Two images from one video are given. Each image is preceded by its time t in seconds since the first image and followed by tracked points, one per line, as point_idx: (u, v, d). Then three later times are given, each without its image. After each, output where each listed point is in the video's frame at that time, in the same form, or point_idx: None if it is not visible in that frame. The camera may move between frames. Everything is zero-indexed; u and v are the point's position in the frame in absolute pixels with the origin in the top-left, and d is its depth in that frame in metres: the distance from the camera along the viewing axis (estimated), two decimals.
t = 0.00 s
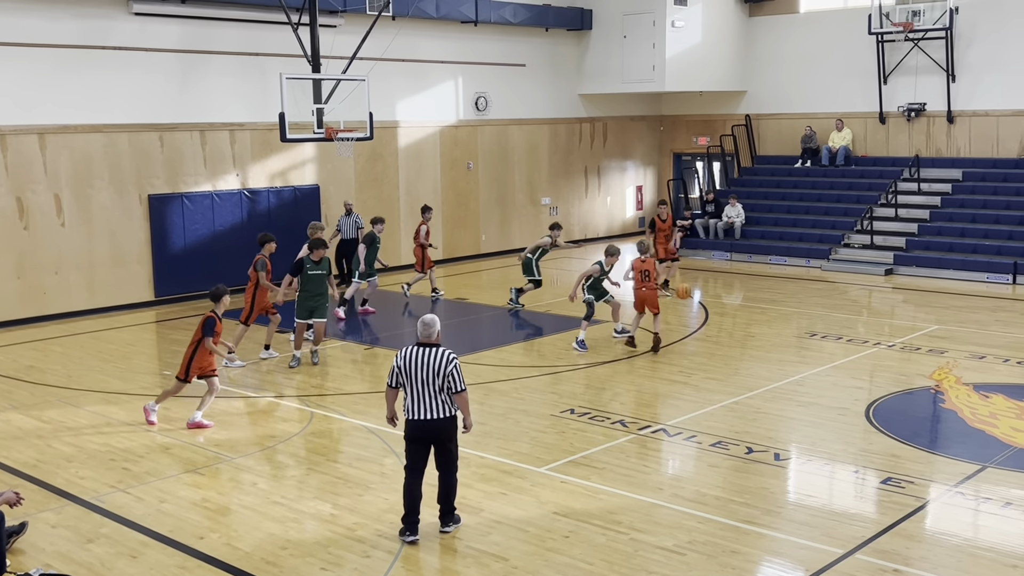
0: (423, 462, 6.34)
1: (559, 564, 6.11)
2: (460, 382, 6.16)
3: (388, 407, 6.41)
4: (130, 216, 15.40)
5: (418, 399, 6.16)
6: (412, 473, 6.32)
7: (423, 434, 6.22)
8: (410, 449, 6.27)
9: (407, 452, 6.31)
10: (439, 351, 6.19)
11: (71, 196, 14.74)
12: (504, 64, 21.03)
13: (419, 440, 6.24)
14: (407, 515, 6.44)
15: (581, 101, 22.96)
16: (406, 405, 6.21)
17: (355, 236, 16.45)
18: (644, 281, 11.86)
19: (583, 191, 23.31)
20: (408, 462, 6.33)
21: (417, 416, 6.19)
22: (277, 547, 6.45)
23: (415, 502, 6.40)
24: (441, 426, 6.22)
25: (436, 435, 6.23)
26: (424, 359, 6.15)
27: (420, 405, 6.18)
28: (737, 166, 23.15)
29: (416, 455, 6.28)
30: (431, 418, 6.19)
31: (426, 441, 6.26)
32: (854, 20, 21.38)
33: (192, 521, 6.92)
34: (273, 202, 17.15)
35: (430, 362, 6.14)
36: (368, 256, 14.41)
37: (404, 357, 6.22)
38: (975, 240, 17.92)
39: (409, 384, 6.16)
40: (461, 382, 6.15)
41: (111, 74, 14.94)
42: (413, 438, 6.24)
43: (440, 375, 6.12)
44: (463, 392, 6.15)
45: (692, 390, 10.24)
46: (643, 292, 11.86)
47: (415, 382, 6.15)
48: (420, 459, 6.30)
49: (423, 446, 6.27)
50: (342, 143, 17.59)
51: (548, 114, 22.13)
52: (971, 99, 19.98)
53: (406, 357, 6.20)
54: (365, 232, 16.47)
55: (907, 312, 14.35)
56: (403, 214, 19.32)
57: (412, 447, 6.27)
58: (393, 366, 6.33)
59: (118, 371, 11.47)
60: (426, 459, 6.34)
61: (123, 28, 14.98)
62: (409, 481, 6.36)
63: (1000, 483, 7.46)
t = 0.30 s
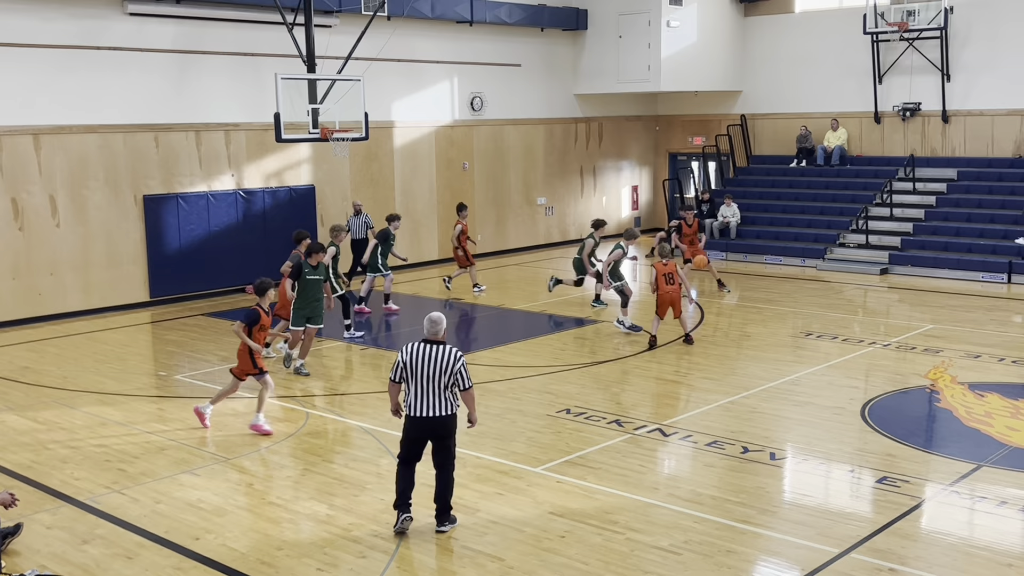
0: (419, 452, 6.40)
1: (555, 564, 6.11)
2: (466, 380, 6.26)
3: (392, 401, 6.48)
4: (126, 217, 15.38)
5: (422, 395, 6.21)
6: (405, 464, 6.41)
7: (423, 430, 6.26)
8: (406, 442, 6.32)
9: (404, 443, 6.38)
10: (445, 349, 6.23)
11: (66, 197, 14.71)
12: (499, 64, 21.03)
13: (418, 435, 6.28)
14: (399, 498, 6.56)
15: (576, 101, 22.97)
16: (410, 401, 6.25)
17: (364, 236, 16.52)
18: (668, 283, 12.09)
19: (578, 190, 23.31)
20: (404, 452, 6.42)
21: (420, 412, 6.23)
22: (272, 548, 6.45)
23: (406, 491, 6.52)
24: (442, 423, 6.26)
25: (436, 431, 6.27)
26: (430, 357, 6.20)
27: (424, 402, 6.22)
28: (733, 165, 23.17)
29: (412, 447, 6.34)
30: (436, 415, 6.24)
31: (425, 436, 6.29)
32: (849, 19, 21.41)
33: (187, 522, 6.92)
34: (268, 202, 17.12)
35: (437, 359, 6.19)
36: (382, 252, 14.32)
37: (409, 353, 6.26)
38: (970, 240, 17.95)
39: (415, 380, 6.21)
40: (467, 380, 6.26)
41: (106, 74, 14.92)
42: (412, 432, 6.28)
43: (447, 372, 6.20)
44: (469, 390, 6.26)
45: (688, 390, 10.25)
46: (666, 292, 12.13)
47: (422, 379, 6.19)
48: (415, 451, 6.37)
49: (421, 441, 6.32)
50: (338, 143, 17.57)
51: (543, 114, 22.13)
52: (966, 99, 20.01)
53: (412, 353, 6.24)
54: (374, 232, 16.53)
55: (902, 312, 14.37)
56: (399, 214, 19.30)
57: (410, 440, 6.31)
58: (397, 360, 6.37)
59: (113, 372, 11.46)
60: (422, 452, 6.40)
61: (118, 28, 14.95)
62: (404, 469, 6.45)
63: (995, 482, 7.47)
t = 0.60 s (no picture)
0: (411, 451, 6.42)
1: (552, 563, 6.11)
2: (457, 378, 6.26)
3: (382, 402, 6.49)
4: (122, 217, 15.35)
5: (414, 393, 6.22)
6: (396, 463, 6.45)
7: (416, 428, 6.28)
8: (399, 441, 6.35)
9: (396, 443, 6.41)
10: (435, 348, 6.22)
11: (62, 196, 14.68)
12: (496, 63, 21.02)
13: (411, 434, 6.30)
14: (389, 503, 6.69)
15: (573, 100, 22.97)
16: (402, 400, 6.26)
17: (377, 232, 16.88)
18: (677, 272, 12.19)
19: (575, 190, 23.31)
20: (396, 452, 6.44)
21: (412, 411, 6.25)
22: (270, 547, 6.44)
23: (397, 492, 6.59)
24: (435, 420, 6.29)
25: (429, 429, 6.29)
26: (421, 356, 6.19)
27: (416, 401, 6.24)
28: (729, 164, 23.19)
29: (404, 446, 6.37)
30: (429, 413, 6.26)
31: (417, 435, 6.31)
32: (845, 18, 21.43)
33: (184, 522, 6.91)
34: (265, 201, 17.10)
35: (429, 358, 6.19)
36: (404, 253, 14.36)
37: (399, 353, 6.25)
38: (966, 238, 17.97)
39: (405, 379, 6.22)
40: (458, 378, 6.25)
41: (102, 73, 14.89)
42: (404, 431, 6.29)
43: (438, 371, 6.20)
44: (459, 388, 6.27)
45: (685, 388, 10.25)
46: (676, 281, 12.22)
47: (414, 378, 6.19)
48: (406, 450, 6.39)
49: (414, 440, 6.34)
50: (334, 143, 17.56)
51: (540, 113, 22.12)
52: (962, 97, 20.04)
53: (403, 353, 6.23)
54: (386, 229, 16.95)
55: (898, 310, 14.38)
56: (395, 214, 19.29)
57: (402, 439, 6.34)
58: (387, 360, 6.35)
59: (109, 372, 11.44)
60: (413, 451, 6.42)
61: (113, 27, 14.93)
62: (398, 468, 6.51)
63: (992, 481, 7.48)
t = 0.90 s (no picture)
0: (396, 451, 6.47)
1: (550, 561, 6.11)
2: (437, 373, 6.37)
3: (360, 400, 6.53)
4: (119, 216, 15.34)
5: (399, 392, 6.26)
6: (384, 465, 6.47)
7: (403, 427, 6.32)
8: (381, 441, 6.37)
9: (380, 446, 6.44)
10: (414, 346, 6.31)
11: (58, 195, 14.67)
12: (493, 62, 21.01)
13: (398, 434, 6.34)
14: (383, 504, 6.70)
15: (570, 99, 22.97)
16: (387, 400, 6.28)
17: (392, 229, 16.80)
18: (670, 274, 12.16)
19: (573, 189, 23.30)
20: (381, 454, 6.47)
21: (398, 410, 6.29)
22: (267, 547, 6.43)
23: (390, 492, 6.62)
24: (421, 417, 6.36)
25: (416, 426, 6.35)
26: (402, 355, 6.26)
27: (401, 399, 6.27)
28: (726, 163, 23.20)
29: (387, 447, 6.39)
30: (413, 410, 6.31)
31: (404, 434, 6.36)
32: (842, 17, 21.44)
33: (181, 521, 6.90)
34: (262, 200, 17.11)
35: (410, 356, 6.27)
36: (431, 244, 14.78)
37: (379, 354, 6.28)
38: (963, 237, 17.97)
39: (386, 378, 6.26)
40: (438, 373, 6.37)
41: (98, 73, 14.86)
42: (392, 432, 6.32)
43: (420, 367, 6.28)
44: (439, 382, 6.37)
45: (682, 387, 10.25)
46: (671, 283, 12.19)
47: (398, 376, 6.24)
48: (393, 450, 6.43)
49: (400, 439, 6.39)
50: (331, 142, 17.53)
51: (537, 112, 22.12)
52: (958, 95, 20.06)
53: (384, 354, 6.26)
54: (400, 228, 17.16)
55: (896, 308, 14.39)
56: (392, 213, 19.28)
57: (389, 440, 6.36)
58: (364, 364, 6.35)
59: (106, 372, 11.42)
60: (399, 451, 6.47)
61: (110, 27, 14.90)
62: (383, 468, 6.53)
63: (989, 478, 7.49)
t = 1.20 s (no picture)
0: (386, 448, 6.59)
1: (548, 560, 6.11)
2: (418, 368, 6.55)
3: (341, 402, 6.49)
4: (117, 216, 15.33)
5: (388, 389, 6.41)
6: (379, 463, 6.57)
7: (395, 422, 6.49)
8: (372, 438, 6.49)
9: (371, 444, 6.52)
10: (395, 343, 6.44)
11: (56, 195, 14.65)
12: (491, 61, 21.00)
13: (389, 429, 6.50)
14: (381, 504, 6.69)
15: (567, 98, 22.96)
16: (376, 398, 6.41)
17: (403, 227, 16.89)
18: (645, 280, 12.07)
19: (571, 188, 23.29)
20: (372, 453, 6.55)
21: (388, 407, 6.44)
22: (265, 546, 6.42)
23: (387, 491, 6.65)
24: (408, 411, 6.55)
25: (405, 421, 6.54)
26: (387, 352, 6.39)
27: (390, 395, 6.43)
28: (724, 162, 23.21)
29: (377, 444, 6.50)
30: (401, 405, 6.49)
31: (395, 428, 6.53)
32: (840, 15, 21.44)
33: (180, 521, 6.89)
34: (260, 200, 17.11)
35: (394, 353, 6.41)
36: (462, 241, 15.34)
37: (363, 353, 6.37)
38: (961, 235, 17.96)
39: (374, 376, 6.38)
40: (420, 367, 6.55)
41: (96, 72, 14.85)
42: (385, 427, 6.47)
43: (404, 363, 6.44)
44: (421, 377, 6.56)
45: (681, 386, 10.25)
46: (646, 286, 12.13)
47: (385, 373, 6.39)
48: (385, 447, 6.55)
49: (391, 434, 6.55)
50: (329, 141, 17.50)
51: (535, 111, 22.11)
52: (956, 94, 20.07)
53: (368, 353, 6.37)
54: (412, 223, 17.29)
55: (893, 307, 14.41)
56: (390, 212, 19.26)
57: (381, 436, 6.49)
58: (346, 365, 6.41)
59: (105, 371, 11.41)
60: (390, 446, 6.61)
61: (108, 26, 14.89)
62: (374, 466, 6.58)
63: (987, 477, 7.49)
